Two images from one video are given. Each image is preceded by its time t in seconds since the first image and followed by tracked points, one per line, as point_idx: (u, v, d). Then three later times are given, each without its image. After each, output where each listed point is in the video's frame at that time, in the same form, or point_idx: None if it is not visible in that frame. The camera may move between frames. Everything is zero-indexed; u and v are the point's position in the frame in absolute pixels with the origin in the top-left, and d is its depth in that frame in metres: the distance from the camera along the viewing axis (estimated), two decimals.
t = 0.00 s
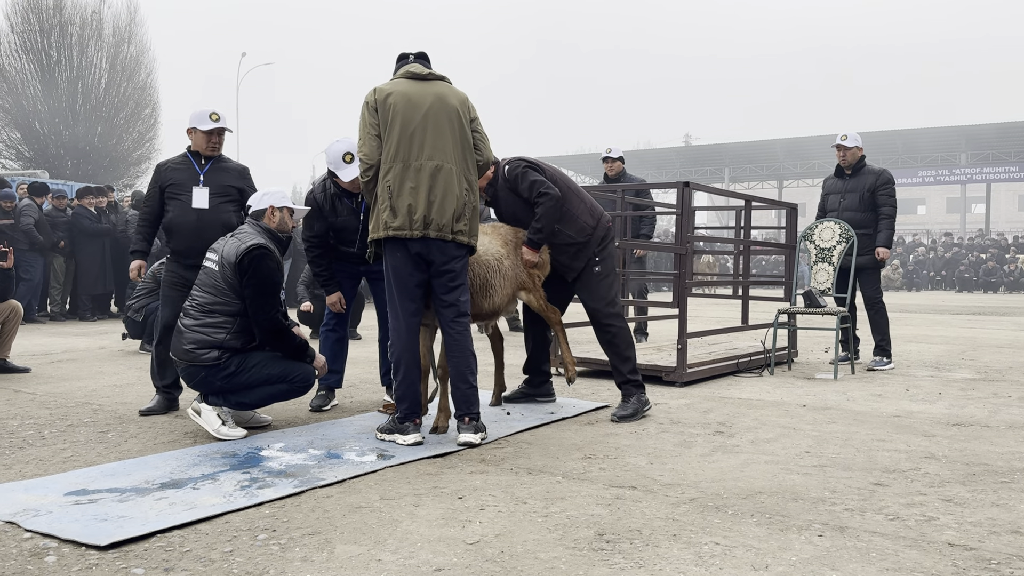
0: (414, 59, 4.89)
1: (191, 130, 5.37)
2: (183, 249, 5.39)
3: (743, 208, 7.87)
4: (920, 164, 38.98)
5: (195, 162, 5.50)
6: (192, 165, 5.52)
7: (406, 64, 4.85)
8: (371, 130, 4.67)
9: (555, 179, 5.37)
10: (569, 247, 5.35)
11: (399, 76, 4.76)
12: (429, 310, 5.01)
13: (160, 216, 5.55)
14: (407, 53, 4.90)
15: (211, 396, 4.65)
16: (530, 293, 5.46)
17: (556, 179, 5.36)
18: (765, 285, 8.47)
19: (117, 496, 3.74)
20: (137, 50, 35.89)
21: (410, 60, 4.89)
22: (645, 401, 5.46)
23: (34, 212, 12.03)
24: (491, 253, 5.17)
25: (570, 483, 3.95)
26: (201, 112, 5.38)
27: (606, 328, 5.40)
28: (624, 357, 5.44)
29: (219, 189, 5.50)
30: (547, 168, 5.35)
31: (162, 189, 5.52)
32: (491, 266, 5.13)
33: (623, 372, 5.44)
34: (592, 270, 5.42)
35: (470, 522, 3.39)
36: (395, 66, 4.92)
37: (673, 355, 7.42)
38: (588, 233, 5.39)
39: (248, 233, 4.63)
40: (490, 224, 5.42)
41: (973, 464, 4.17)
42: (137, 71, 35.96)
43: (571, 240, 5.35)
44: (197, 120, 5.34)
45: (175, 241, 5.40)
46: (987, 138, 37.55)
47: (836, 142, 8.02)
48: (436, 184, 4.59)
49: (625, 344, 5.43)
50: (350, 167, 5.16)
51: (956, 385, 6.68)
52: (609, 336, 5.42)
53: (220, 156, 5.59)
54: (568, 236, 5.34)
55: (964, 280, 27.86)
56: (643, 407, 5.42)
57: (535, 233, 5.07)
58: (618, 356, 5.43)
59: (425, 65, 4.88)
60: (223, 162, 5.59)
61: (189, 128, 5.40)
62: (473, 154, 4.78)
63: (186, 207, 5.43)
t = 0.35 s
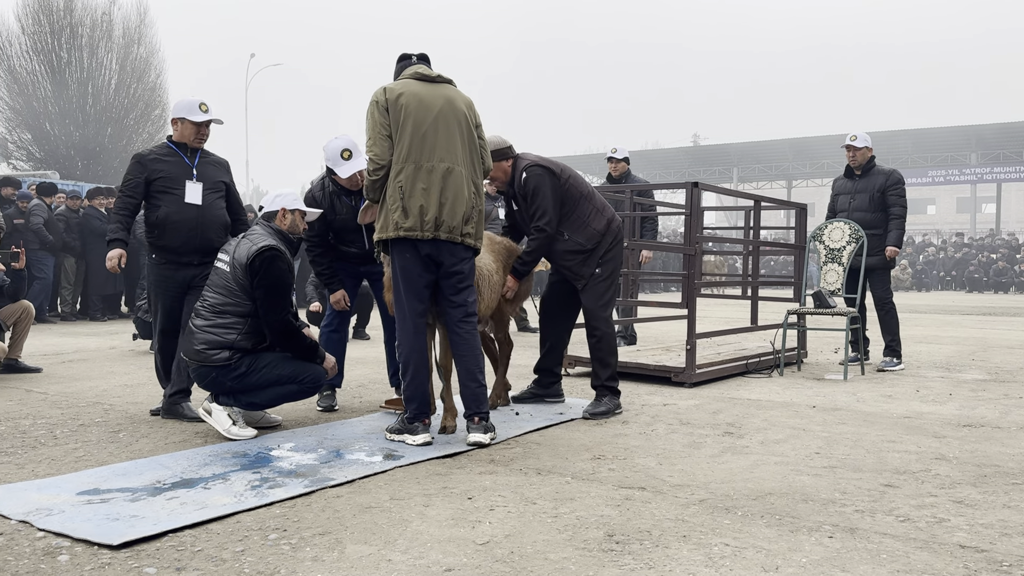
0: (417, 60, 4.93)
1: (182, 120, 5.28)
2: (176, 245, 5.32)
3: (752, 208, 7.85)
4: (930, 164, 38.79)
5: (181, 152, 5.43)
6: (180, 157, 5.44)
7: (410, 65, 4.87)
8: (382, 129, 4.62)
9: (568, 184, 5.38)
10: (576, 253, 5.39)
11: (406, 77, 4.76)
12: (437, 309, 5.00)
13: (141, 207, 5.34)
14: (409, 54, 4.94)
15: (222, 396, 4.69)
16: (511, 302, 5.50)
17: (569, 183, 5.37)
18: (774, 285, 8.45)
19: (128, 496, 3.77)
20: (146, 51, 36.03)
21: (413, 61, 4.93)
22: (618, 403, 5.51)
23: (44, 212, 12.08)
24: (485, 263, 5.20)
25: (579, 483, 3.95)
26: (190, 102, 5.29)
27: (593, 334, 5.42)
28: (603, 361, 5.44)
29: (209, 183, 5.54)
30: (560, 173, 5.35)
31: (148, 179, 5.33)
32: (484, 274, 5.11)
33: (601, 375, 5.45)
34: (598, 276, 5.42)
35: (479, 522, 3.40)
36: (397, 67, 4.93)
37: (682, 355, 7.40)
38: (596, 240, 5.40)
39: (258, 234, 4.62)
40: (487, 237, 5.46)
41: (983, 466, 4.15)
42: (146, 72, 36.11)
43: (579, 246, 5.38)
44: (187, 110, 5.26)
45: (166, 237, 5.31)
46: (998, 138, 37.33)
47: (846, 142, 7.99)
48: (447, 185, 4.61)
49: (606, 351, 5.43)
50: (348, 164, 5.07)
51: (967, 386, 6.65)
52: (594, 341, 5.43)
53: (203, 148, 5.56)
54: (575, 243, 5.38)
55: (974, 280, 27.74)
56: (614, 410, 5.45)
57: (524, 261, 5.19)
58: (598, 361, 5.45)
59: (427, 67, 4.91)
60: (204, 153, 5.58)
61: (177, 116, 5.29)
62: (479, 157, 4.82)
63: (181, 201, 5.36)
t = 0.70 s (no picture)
0: (424, 62, 4.94)
1: (199, 115, 5.23)
2: (188, 239, 5.29)
3: (763, 208, 7.82)
4: (943, 164, 38.56)
5: (192, 146, 5.39)
6: (190, 150, 5.39)
7: (417, 67, 4.88)
8: (389, 130, 4.63)
9: (592, 181, 5.37)
10: (595, 251, 5.38)
11: (414, 79, 4.77)
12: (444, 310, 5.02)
13: (148, 197, 5.23)
14: (417, 56, 4.95)
15: (234, 397, 4.67)
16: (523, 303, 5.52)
17: (592, 180, 5.35)
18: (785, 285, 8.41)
19: (141, 495, 3.79)
20: (159, 51, 36.23)
21: (421, 63, 4.93)
22: (629, 403, 5.49)
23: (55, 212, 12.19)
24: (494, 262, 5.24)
25: (590, 484, 3.95)
26: (208, 97, 5.25)
27: (609, 333, 5.40)
28: (618, 362, 5.42)
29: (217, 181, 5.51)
30: (585, 169, 5.34)
31: (158, 170, 5.24)
32: (493, 272, 5.16)
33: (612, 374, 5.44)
34: (612, 276, 5.41)
35: (490, 523, 3.41)
36: (404, 70, 4.95)
37: (693, 356, 7.39)
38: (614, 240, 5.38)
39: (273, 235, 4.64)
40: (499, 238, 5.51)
41: (997, 468, 4.13)
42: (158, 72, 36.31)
43: (598, 244, 5.37)
44: (206, 105, 5.23)
45: (176, 229, 5.25)
46: (1012, 136, 37.05)
47: (857, 142, 7.96)
48: (455, 186, 4.62)
49: (623, 351, 5.40)
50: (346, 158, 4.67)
51: (980, 387, 6.62)
52: (611, 341, 5.41)
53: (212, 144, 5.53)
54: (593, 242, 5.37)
55: (988, 281, 27.57)
56: (627, 409, 5.43)
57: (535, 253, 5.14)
58: (613, 361, 5.42)
59: (434, 68, 4.92)
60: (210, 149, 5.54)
61: (193, 109, 5.24)
62: (488, 157, 4.81)
63: (193, 194, 5.32)
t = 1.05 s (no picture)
0: (447, 61, 4.95)
1: (202, 112, 4.82)
2: (206, 246, 4.91)
3: (776, 208, 7.78)
4: (959, 162, 38.26)
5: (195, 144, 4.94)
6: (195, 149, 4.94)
7: (439, 66, 4.89)
8: (411, 129, 4.66)
9: (620, 180, 5.36)
10: (616, 251, 5.37)
11: (436, 78, 4.79)
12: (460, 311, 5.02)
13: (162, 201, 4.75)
14: (440, 54, 4.95)
15: (248, 396, 4.68)
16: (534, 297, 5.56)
17: (621, 180, 5.34)
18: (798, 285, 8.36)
19: (157, 493, 3.82)
20: (172, 52, 36.42)
21: (443, 62, 4.94)
22: (641, 403, 5.48)
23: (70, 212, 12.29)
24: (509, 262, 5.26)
25: (603, 484, 3.95)
26: (207, 90, 4.85)
27: (623, 337, 5.39)
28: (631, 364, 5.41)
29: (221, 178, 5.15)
30: (614, 168, 5.34)
31: (172, 171, 4.74)
32: (507, 276, 5.16)
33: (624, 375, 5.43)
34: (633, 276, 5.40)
35: (503, 522, 3.41)
36: (427, 68, 4.96)
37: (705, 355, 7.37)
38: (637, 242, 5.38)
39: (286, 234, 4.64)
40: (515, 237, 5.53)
41: (1014, 469, 4.10)
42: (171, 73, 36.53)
43: (619, 244, 5.36)
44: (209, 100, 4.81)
45: (196, 238, 4.85)
46: None
47: (869, 142, 7.92)
48: (474, 187, 4.65)
49: (636, 354, 5.40)
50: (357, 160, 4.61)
51: (996, 387, 6.57)
52: (624, 344, 5.40)
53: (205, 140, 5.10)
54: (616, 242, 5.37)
55: (1005, 280, 27.35)
56: (639, 410, 5.42)
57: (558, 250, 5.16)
58: (626, 363, 5.41)
59: (456, 67, 4.93)
60: (202, 144, 5.10)
61: (193, 105, 4.82)
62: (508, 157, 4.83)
63: (210, 198, 4.92)
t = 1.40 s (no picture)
0: (452, 30, 4.38)
1: (158, 75, 4.14)
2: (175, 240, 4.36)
3: (829, 197, 7.12)
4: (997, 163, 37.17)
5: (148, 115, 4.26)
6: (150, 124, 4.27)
7: (443, 35, 4.31)
8: (412, 109, 4.12)
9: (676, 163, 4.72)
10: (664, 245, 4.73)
11: (440, 50, 4.24)
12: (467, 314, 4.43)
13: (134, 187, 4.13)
14: (444, 23, 4.38)
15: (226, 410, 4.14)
16: (550, 303, 5.05)
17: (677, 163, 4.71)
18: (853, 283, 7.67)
19: (125, 519, 3.31)
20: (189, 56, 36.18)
21: (449, 31, 4.36)
22: (672, 420, 4.87)
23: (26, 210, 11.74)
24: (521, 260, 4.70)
25: (628, 511, 3.39)
26: (161, 52, 4.15)
27: (654, 346, 4.77)
28: (659, 377, 4.80)
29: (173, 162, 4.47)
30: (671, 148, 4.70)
31: (144, 155, 4.14)
32: (520, 273, 4.62)
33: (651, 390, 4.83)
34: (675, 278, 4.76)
35: (513, 554, 2.86)
36: (430, 37, 4.36)
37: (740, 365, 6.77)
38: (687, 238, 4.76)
39: (268, 226, 4.09)
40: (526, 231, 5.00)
41: None
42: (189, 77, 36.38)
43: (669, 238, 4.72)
44: (165, 60, 4.14)
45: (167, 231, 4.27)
46: None
47: (932, 123, 7.29)
48: (484, 173, 4.11)
49: (667, 366, 4.80)
50: (349, 144, 4.05)
51: None
52: (655, 355, 4.78)
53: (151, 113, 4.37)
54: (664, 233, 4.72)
55: None
56: (668, 427, 4.81)
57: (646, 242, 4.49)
58: (655, 377, 4.81)
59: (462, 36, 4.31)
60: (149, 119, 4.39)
61: (147, 69, 4.13)
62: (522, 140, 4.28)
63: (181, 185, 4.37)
